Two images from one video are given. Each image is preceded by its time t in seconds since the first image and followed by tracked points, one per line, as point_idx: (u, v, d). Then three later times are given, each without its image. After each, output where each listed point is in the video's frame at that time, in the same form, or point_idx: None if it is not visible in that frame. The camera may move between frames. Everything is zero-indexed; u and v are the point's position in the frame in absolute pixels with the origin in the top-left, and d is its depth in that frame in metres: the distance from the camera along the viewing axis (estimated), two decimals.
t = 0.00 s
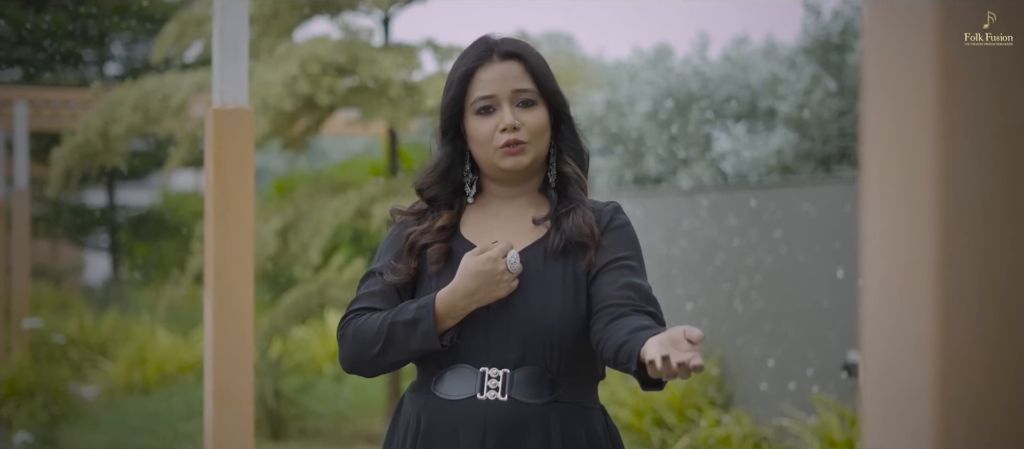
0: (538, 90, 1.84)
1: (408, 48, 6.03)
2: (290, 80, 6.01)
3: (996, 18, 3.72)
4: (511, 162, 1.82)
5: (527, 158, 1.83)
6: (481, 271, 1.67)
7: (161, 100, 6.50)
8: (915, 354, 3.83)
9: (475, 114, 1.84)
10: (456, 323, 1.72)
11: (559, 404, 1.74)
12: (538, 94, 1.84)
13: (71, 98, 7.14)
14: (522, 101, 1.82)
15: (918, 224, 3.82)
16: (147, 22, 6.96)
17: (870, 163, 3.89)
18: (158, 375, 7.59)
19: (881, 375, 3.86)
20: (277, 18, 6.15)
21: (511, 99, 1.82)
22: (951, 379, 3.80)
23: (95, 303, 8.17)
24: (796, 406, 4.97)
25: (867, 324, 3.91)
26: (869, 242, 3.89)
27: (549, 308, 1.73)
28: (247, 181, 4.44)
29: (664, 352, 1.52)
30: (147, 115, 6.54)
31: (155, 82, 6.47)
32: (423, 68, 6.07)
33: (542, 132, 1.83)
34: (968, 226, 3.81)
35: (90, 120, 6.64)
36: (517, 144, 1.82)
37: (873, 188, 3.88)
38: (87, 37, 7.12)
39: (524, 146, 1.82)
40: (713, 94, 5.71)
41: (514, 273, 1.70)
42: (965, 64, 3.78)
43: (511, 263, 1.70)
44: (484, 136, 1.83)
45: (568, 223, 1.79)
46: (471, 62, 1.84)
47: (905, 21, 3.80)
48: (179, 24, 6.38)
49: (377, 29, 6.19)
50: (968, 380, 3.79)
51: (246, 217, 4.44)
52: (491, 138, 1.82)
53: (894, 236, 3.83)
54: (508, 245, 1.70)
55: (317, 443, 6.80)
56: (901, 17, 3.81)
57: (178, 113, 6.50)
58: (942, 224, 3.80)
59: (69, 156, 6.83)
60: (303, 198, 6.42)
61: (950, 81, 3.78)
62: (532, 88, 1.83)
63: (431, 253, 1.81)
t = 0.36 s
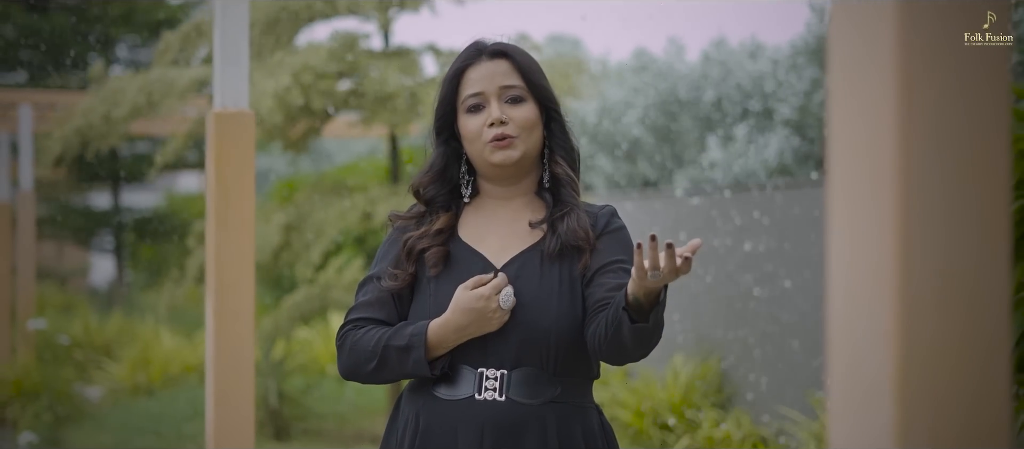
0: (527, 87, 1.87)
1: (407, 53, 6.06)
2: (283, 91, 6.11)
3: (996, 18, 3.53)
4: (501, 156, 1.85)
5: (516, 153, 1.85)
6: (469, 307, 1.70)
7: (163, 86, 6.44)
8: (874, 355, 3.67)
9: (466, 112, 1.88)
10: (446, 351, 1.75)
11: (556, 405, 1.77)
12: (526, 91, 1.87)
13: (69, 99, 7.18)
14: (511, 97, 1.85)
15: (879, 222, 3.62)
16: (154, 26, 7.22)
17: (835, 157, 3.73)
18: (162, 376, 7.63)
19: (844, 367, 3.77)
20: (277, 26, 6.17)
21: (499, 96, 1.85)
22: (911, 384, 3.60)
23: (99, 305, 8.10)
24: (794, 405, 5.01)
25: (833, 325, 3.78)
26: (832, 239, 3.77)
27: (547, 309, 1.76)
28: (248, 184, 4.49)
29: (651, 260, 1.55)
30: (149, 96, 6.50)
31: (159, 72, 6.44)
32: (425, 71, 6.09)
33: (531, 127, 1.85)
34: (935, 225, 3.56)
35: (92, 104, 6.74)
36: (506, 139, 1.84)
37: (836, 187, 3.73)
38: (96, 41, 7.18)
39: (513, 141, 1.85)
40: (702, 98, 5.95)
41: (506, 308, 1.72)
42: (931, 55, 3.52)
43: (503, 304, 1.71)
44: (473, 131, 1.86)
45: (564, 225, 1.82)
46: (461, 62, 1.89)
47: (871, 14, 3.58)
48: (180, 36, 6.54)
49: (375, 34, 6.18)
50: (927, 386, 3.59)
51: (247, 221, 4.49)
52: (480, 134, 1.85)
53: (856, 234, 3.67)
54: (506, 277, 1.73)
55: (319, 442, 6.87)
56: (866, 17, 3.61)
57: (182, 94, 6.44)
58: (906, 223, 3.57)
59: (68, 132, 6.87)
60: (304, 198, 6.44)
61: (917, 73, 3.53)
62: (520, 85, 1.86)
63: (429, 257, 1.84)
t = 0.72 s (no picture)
0: (530, 91, 1.90)
1: (421, 56, 6.14)
2: (293, 92, 6.11)
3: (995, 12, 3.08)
4: (502, 158, 1.88)
5: (517, 155, 1.88)
6: (481, 326, 1.71)
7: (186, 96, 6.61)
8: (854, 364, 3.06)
9: (471, 115, 1.92)
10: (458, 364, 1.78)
11: (566, 405, 1.79)
12: (530, 95, 1.89)
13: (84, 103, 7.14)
14: (513, 101, 1.88)
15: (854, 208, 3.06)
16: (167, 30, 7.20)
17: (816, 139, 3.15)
18: (180, 377, 7.70)
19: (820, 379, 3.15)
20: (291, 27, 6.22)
21: (501, 99, 1.88)
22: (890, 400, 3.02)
23: (117, 307, 8.10)
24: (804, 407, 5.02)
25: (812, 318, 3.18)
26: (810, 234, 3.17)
27: (557, 312, 1.78)
28: (261, 188, 4.52)
29: (645, 219, 1.57)
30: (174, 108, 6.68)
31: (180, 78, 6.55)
32: (438, 75, 6.14)
33: (533, 130, 1.88)
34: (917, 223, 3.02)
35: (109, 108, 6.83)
36: (507, 141, 1.88)
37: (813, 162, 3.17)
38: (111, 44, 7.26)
39: (514, 143, 1.88)
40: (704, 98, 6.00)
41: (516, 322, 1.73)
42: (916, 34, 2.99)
43: (515, 316, 1.72)
44: (476, 134, 1.90)
45: (574, 230, 1.85)
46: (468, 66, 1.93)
47: None
48: (194, 36, 6.57)
49: (390, 36, 6.32)
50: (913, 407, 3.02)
51: (261, 224, 4.55)
52: (482, 136, 1.89)
53: (834, 227, 3.09)
54: (516, 292, 1.74)
55: (334, 442, 6.91)
56: None
57: (207, 111, 6.69)
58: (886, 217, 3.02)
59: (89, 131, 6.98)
60: (320, 201, 6.44)
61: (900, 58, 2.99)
62: (522, 88, 1.89)
63: (443, 258, 1.87)
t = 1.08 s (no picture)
0: (543, 90, 1.93)
1: (436, 58, 6.19)
2: (313, 91, 6.20)
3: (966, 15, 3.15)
4: (516, 152, 1.89)
5: (531, 149, 1.89)
6: (490, 331, 1.73)
7: (204, 106, 6.57)
8: (832, 347, 3.39)
9: (484, 113, 1.94)
10: (467, 364, 1.79)
11: (573, 403, 1.82)
12: (543, 93, 1.92)
13: (101, 106, 7.20)
14: (527, 98, 1.91)
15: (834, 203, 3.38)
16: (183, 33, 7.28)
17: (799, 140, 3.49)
18: (196, 377, 7.66)
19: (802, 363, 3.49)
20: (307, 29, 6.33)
21: (515, 96, 1.91)
22: (865, 378, 3.33)
23: (134, 307, 8.37)
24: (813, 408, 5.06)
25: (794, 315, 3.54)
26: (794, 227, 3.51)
27: (564, 312, 1.81)
28: (274, 189, 4.59)
29: (641, 194, 1.59)
30: (192, 122, 6.64)
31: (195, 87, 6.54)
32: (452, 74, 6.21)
33: (547, 127, 1.90)
34: (891, 228, 3.31)
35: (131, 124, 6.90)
36: (521, 135, 1.89)
37: (798, 175, 3.50)
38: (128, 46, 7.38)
39: (528, 138, 1.89)
40: (715, 104, 6.05)
41: (523, 324, 1.75)
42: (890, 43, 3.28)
43: (522, 318, 1.74)
44: (490, 130, 1.91)
45: (581, 230, 1.87)
46: (482, 65, 1.96)
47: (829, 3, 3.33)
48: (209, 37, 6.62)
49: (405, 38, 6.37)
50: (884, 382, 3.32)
51: (271, 224, 4.60)
52: (496, 132, 1.90)
53: (815, 233, 3.43)
54: (523, 294, 1.76)
55: (349, 441, 6.91)
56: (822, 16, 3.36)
57: (224, 118, 6.58)
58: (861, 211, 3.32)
59: (117, 152, 7.06)
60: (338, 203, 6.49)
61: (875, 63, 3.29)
62: (536, 87, 1.92)
63: (452, 261, 1.89)
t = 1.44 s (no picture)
0: (553, 89, 1.95)
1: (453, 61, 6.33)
2: (329, 97, 6.25)
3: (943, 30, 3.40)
4: (525, 149, 1.91)
5: (540, 147, 1.91)
6: (501, 329, 1.75)
7: (219, 109, 6.58)
8: (825, 338, 3.59)
9: (496, 111, 1.96)
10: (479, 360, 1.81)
11: (583, 398, 1.84)
12: (553, 91, 1.95)
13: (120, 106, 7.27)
14: (537, 96, 1.93)
15: (825, 203, 3.57)
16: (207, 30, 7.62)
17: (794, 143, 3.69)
18: (216, 375, 7.77)
19: (797, 352, 3.69)
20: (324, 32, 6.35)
21: (526, 95, 1.93)
22: (855, 368, 3.53)
23: (154, 308, 8.41)
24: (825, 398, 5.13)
25: (791, 308, 3.73)
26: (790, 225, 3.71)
27: (575, 309, 1.83)
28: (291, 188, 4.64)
29: (653, 178, 1.60)
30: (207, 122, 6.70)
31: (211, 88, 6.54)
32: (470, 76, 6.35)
33: (557, 124, 1.92)
34: (881, 222, 3.48)
35: (147, 124, 6.95)
36: (531, 133, 1.91)
37: (795, 175, 3.70)
38: (145, 45, 7.46)
39: (538, 136, 1.91)
40: (736, 103, 6.13)
41: (535, 321, 1.77)
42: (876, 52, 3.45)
43: (534, 316, 1.76)
44: (501, 128, 1.93)
45: (591, 227, 1.89)
46: (494, 63, 1.98)
47: (819, 14, 3.53)
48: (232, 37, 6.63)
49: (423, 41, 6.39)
50: (873, 370, 3.51)
51: (289, 222, 4.66)
52: (506, 129, 1.92)
53: (811, 228, 3.63)
54: (534, 294, 1.78)
55: (367, 439, 6.95)
56: (814, 23, 3.57)
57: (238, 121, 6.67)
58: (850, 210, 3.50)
59: (131, 149, 7.14)
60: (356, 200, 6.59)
61: (863, 69, 3.47)
62: (547, 85, 1.95)
63: (464, 257, 1.91)
